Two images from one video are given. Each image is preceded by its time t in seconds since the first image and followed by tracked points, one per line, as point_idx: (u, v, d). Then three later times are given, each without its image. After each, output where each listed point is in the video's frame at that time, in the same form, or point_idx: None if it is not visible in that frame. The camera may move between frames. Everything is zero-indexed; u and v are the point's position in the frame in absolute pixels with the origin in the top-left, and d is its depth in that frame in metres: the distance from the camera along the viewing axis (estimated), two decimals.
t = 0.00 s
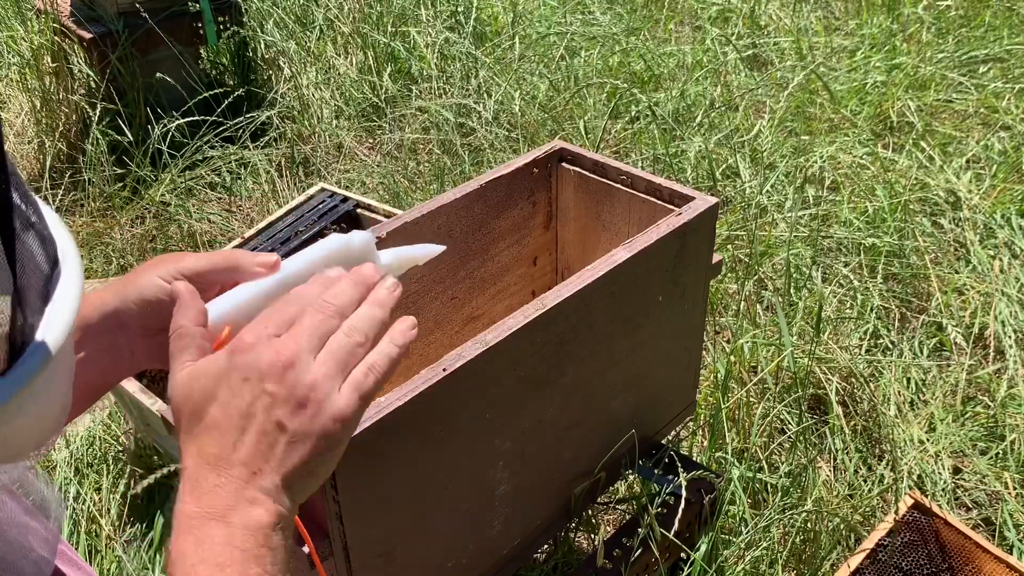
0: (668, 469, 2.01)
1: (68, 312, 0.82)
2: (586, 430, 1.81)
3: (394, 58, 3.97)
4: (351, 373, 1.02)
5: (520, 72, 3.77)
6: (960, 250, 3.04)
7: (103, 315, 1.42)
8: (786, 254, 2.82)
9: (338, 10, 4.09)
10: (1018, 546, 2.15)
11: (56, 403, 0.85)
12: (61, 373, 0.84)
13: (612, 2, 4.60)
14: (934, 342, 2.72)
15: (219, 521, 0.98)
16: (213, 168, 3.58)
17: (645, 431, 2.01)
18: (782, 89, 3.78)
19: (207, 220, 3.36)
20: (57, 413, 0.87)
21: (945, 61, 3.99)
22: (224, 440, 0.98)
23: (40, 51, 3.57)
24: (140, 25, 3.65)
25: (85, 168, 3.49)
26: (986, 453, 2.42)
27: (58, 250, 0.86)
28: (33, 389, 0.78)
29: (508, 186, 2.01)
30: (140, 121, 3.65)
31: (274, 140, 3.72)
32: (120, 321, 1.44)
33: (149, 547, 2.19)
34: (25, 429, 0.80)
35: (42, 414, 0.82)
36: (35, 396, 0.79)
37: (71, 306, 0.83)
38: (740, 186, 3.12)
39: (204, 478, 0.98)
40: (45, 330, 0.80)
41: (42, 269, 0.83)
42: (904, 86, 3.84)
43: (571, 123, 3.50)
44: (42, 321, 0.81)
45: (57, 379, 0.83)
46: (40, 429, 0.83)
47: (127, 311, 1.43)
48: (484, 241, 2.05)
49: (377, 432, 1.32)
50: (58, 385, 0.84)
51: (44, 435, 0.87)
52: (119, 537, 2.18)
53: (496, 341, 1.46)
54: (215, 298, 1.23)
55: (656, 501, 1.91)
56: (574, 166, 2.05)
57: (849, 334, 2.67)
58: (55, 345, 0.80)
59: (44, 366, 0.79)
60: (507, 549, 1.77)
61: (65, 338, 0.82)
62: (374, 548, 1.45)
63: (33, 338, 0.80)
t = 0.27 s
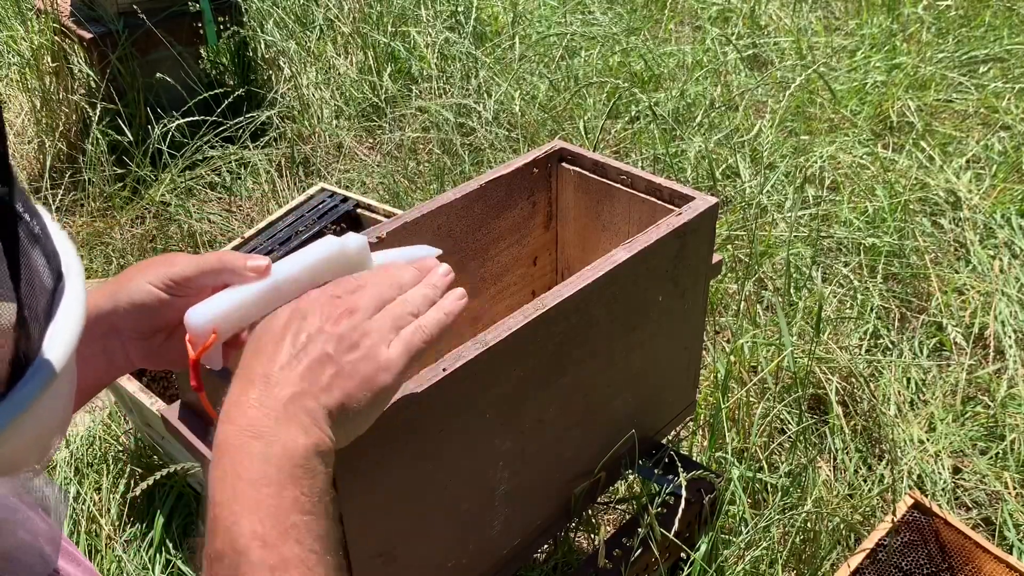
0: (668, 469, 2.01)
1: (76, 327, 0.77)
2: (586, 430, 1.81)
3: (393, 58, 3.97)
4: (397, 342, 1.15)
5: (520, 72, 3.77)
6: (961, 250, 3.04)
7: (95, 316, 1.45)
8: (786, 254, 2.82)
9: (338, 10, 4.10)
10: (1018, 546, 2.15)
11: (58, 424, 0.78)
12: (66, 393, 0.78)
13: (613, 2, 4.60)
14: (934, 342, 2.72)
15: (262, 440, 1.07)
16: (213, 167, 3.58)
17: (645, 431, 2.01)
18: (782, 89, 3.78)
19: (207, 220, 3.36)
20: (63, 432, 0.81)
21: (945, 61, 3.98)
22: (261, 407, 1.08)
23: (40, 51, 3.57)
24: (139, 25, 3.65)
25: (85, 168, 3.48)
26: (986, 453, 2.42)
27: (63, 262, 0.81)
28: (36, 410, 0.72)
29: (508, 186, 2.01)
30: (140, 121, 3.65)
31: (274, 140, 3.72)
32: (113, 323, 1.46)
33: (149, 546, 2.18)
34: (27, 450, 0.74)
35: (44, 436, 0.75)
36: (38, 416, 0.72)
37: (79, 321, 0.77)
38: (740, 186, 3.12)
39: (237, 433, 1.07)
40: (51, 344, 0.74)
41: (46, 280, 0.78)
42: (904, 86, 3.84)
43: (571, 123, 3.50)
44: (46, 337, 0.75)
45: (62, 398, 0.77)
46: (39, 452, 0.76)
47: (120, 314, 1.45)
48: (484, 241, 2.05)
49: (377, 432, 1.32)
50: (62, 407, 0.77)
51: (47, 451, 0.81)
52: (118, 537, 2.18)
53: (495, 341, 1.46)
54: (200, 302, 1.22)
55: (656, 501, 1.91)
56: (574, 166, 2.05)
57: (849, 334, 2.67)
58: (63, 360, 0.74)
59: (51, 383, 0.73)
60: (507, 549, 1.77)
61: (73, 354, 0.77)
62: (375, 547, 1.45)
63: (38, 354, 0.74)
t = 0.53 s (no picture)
0: (668, 469, 2.01)
1: (92, 313, 0.83)
2: (586, 430, 1.81)
3: (393, 58, 3.97)
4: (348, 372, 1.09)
5: (520, 72, 3.77)
6: (961, 250, 3.03)
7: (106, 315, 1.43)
8: (786, 254, 2.82)
9: (338, 10, 4.10)
10: (1018, 546, 2.15)
11: (76, 406, 0.84)
12: (82, 377, 0.84)
13: (613, 2, 4.60)
14: (934, 342, 2.71)
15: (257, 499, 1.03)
16: (213, 168, 3.58)
17: (645, 431, 2.01)
18: (782, 89, 3.78)
19: (207, 220, 3.36)
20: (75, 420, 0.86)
21: (945, 61, 3.98)
22: (262, 421, 1.02)
23: (41, 51, 3.53)
24: (140, 25, 3.64)
25: (85, 168, 3.48)
26: (986, 453, 2.42)
27: (77, 255, 0.87)
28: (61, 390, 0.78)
29: (508, 186, 2.01)
30: (140, 121, 3.65)
31: (274, 140, 3.72)
32: (121, 325, 1.45)
33: (149, 547, 2.18)
34: (53, 428, 0.80)
35: (66, 415, 0.81)
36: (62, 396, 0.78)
37: (93, 308, 0.84)
38: (740, 186, 3.12)
39: (232, 446, 1.02)
40: (70, 329, 0.80)
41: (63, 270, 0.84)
42: (904, 86, 3.84)
43: (571, 123, 3.50)
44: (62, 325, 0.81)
45: (79, 380, 0.83)
46: (62, 432, 0.82)
47: (129, 315, 1.43)
48: (484, 241, 2.05)
49: (376, 432, 1.32)
50: (79, 389, 0.83)
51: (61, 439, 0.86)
52: (118, 538, 2.18)
53: (495, 341, 1.46)
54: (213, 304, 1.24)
55: (656, 501, 1.91)
56: (574, 166, 2.05)
57: (849, 334, 2.67)
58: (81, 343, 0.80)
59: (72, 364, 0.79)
60: (507, 549, 1.77)
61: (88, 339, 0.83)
62: (375, 548, 1.45)
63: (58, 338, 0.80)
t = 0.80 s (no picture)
0: (668, 469, 2.01)
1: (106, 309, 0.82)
2: (587, 429, 1.81)
3: (393, 58, 3.97)
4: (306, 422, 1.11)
5: (520, 72, 3.77)
6: (961, 250, 3.03)
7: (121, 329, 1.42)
8: (786, 254, 2.82)
9: (338, 10, 4.10)
10: (1018, 546, 2.15)
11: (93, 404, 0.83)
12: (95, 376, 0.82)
13: (612, 2, 4.60)
14: (934, 342, 2.71)
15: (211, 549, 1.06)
16: (213, 168, 3.58)
17: (646, 431, 2.01)
18: (782, 89, 3.78)
19: (207, 220, 3.36)
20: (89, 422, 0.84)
21: (945, 61, 3.98)
22: (212, 475, 1.05)
23: (41, 51, 3.49)
24: (139, 25, 3.65)
25: (85, 168, 3.47)
26: (986, 453, 2.42)
27: (90, 253, 0.87)
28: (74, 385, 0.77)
29: (508, 186, 2.01)
30: (139, 121, 3.65)
31: (274, 140, 3.72)
32: (137, 337, 1.43)
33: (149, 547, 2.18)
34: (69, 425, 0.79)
35: (82, 411, 0.80)
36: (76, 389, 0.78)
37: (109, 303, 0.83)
38: (740, 186, 3.12)
39: (185, 501, 1.05)
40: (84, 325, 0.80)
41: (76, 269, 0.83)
42: (904, 86, 3.84)
43: (571, 123, 3.50)
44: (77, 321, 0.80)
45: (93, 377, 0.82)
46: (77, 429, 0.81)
47: (145, 328, 1.42)
48: (484, 241, 2.05)
49: (376, 433, 1.32)
50: (93, 386, 0.82)
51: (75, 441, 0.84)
52: (118, 538, 2.18)
53: (495, 341, 1.46)
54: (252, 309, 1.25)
55: (657, 501, 1.91)
56: (574, 166, 2.05)
57: (849, 334, 2.67)
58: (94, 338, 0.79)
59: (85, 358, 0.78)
60: (507, 549, 1.77)
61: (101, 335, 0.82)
62: (374, 548, 1.45)
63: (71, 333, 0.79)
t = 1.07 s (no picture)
0: (668, 469, 2.01)
1: (104, 296, 0.84)
2: (587, 429, 1.81)
3: (393, 58, 3.97)
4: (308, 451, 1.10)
5: (520, 72, 3.77)
6: (961, 250, 3.03)
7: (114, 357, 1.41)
8: (786, 254, 2.82)
9: (338, 10, 4.11)
10: (1018, 546, 2.15)
11: (92, 387, 0.86)
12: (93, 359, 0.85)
13: (612, 2, 4.60)
14: (934, 343, 2.71)
15: None
16: (213, 167, 3.58)
17: (645, 432, 2.01)
18: (782, 89, 3.78)
19: (207, 220, 3.36)
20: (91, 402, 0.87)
21: (945, 61, 3.98)
22: (217, 505, 1.06)
23: (41, 51, 3.48)
24: (139, 25, 3.65)
25: (85, 168, 3.47)
26: (986, 453, 2.42)
27: (88, 238, 0.88)
28: (72, 370, 0.79)
29: (508, 186, 2.01)
30: (140, 121, 3.65)
31: (274, 140, 3.73)
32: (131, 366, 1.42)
33: (149, 547, 2.18)
34: (67, 408, 0.81)
35: (79, 395, 0.82)
36: (73, 374, 0.80)
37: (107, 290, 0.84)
38: (740, 186, 3.12)
39: (192, 529, 1.07)
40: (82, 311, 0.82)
41: (75, 255, 0.85)
42: (904, 86, 3.84)
43: (571, 123, 3.50)
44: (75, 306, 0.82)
45: (91, 362, 0.84)
46: (77, 412, 0.84)
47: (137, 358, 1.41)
48: (484, 241, 2.05)
49: (376, 433, 1.32)
50: (92, 367, 0.84)
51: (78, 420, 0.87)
52: (118, 538, 2.18)
53: (495, 341, 1.46)
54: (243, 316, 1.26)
55: (656, 501, 1.91)
56: (574, 166, 2.05)
57: (849, 334, 2.67)
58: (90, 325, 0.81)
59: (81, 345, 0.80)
60: (507, 549, 1.77)
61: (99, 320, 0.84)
62: (374, 548, 1.44)
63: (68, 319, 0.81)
